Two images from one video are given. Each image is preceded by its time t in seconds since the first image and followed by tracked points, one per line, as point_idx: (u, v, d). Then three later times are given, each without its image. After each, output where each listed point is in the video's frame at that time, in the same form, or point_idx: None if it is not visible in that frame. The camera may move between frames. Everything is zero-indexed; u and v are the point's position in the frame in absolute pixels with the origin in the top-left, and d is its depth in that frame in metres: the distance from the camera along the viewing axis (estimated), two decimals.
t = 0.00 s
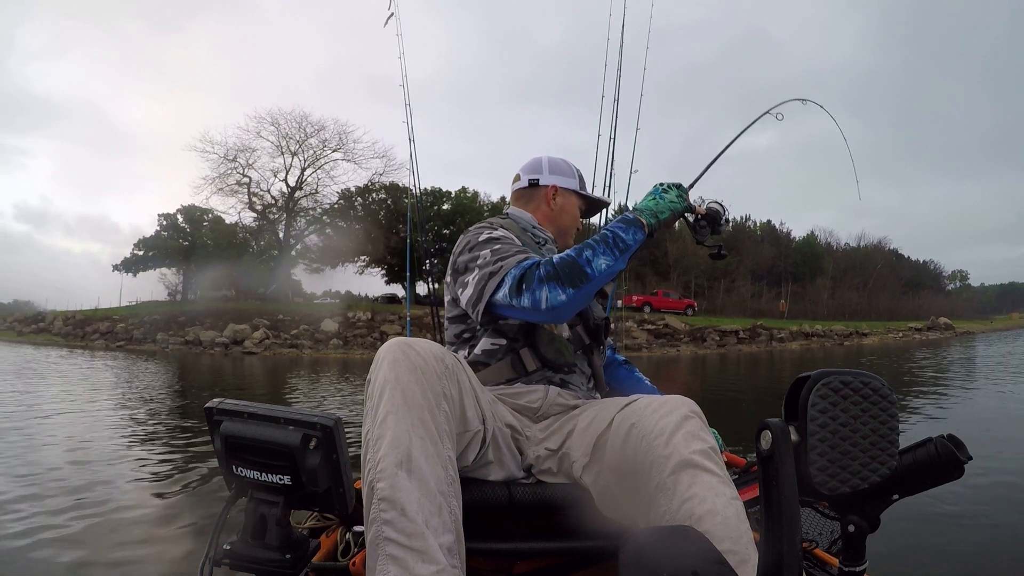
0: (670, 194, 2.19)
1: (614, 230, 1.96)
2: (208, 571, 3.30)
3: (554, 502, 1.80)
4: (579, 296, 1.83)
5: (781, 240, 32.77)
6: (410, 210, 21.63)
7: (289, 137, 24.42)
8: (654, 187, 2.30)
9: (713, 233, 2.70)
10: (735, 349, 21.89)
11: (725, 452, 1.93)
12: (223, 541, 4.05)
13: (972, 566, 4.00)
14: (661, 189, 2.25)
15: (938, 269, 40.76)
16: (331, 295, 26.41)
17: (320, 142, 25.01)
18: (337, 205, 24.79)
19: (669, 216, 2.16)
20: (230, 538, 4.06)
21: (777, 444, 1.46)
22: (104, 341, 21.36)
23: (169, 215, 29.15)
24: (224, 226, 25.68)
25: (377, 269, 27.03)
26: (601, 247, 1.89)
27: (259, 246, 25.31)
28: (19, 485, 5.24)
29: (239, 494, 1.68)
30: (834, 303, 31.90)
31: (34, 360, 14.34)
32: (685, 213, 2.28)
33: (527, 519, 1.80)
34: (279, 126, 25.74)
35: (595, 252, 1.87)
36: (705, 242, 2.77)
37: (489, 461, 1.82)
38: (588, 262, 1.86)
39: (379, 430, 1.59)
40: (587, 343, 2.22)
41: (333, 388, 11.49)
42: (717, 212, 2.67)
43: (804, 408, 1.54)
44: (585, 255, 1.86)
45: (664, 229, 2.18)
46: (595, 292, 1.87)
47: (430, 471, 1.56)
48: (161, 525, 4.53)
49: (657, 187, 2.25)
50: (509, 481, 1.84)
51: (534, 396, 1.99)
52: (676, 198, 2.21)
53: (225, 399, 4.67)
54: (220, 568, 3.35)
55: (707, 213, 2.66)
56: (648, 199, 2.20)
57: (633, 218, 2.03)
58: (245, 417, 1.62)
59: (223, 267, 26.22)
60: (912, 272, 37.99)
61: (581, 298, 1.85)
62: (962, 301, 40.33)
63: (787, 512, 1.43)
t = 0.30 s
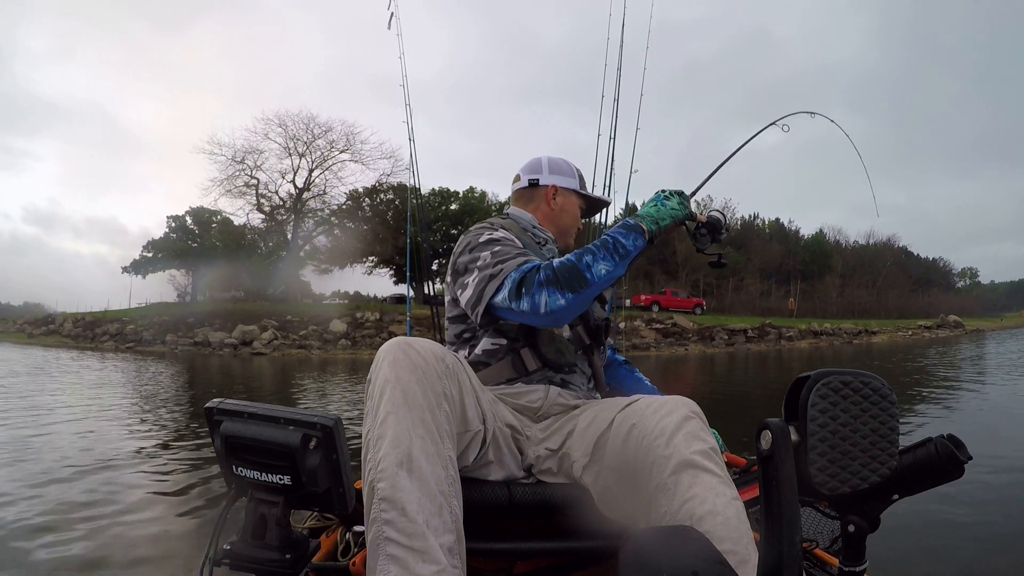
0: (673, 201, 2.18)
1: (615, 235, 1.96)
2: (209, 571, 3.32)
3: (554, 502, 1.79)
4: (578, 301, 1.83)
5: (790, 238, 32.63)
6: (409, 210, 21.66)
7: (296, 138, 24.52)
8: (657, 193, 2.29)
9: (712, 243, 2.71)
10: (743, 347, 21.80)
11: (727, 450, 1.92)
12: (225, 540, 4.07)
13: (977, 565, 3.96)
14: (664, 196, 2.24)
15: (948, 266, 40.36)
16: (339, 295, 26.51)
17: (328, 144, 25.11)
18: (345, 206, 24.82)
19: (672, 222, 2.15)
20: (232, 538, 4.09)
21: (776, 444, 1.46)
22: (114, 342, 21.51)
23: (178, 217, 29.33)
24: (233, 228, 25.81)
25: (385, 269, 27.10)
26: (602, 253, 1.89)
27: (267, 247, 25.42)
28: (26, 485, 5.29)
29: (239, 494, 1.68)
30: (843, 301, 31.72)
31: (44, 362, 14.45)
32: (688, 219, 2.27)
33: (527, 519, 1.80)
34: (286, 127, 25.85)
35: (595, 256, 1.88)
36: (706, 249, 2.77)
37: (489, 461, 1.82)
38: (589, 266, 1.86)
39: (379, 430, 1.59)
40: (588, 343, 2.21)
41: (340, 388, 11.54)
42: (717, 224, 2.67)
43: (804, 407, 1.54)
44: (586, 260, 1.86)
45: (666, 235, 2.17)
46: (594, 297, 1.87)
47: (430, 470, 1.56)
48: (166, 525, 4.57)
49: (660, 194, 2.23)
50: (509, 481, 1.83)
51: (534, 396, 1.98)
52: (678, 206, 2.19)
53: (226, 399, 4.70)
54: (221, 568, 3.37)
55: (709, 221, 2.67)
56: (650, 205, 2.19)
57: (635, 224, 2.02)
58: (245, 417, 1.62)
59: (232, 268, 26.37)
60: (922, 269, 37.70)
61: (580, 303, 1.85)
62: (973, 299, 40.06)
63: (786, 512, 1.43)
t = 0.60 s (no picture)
0: (677, 212, 2.18)
1: (621, 242, 1.96)
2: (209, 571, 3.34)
3: (554, 502, 1.80)
4: (582, 305, 1.83)
5: (798, 235, 32.47)
6: (410, 211, 21.75)
7: (303, 141, 24.62)
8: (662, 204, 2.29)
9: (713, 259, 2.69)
10: (751, 346, 21.72)
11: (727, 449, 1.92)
12: (225, 541, 4.09)
13: (980, 561, 3.95)
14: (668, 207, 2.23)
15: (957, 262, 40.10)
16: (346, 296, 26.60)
17: (334, 146, 25.20)
18: (353, 207, 24.73)
19: (676, 233, 2.15)
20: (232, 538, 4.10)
21: (777, 444, 1.45)
22: (123, 344, 21.65)
23: (186, 220, 29.51)
24: (241, 230, 25.93)
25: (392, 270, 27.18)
26: (607, 258, 1.89)
27: (274, 248, 25.53)
28: (33, 487, 5.33)
29: (240, 493, 1.69)
30: (852, 299, 31.56)
31: (54, 365, 14.58)
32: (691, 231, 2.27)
33: (528, 519, 1.80)
34: (292, 130, 25.98)
35: (601, 262, 1.88)
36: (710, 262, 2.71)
37: (489, 460, 1.81)
38: (594, 272, 1.86)
39: (378, 430, 1.58)
40: (588, 343, 2.21)
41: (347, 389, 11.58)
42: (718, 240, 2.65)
43: (804, 408, 1.53)
44: (591, 264, 1.86)
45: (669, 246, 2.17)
46: (597, 302, 1.87)
47: (429, 470, 1.56)
48: (170, 526, 4.60)
49: (665, 205, 2.23)
50: (509, 480, 1.83)
51: (535, 396, 1.98)
52: (683, 218, 2.19)
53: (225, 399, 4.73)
54: (223, 568, 3.39)
55: (711, 236, 2.64)
56: (655, 215, 2.19)
57: (640, 232, 2.01)
58: (245, 417, 1.62)
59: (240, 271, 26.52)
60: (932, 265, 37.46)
61: (584, 307, 1.85)
62: (982, 296, 39.79)
63: (787, 511, 1.43)
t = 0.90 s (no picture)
0: (689, 227, 2.17)
1: (631, 250, 1.96)
2: (210, 571, 3.37)
3: (554, 502, 1.79)
4: (588, 305, 1.83)
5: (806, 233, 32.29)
6: (409, 213, 21.84)
7: (310, 142, 24.72)
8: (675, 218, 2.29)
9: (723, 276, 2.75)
10: (759, 344, 21.63)
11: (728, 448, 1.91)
12: (224, 541, 4.13)
13: (984, 558, 3.92)
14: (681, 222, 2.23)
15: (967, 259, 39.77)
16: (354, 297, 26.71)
17: (341, 147, 25.28)
18: (360, 208, 24.79)
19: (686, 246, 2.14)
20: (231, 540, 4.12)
21: (777, 443, 1.45)
22: (133, 346, 21.79)
23: (194, 222, 29.71)
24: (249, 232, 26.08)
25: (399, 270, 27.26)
26: (616, 263, 1.90)
27: (282, 250, 25.65)
28: (41, 488, 5.39)
29: (240, 493, 1.70)
30: (861, 296, 31.36)
31: (64, 368, 14.71)
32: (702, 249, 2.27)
33: (528, 519, 1.80)
34: (299, 132, 26.10)
35: (609, 266, 1.89)
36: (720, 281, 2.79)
37: (488, 460, 1.81)
38: (601, 275, 1.87)
39: (376, 430, 1.57)
40: (589, 344, 2.21)
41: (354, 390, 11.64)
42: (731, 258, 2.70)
43: (803, 407, 1.53)
44: (600, 268, 1.88)
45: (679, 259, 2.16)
46: (602, 304, 1.87)
47: (429, 471, 1.55)
48: (174, 526, 4.64)
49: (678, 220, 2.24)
50: (509, 480, 1.83)
51: (535, 396, 1.98)
52: (694, 233, 2.19)
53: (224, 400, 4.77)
54: (223, 568, 3.42)
55: (724, 253, 2.68)
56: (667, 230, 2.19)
57: (651, 242, 2.01)
58: (245, 418, 1.63)
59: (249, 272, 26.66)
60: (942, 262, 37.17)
61: (588, 308, 1.86)
62: (992, 292, 39.46)
63: (787, 511, 1.43)
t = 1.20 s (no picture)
0: (705, 242, 2.13)
1: (642, 261, 1.94)
2: (209, 570, 3.38)
3: (554, 502, 1.80)
4: (592, 315, 1.83)
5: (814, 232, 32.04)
6: (409, 213, 21.95)
7: (317, 143, 24.79)
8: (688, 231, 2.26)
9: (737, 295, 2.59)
10: (767, 344, 21.53)
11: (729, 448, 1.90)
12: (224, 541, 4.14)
13: (980, 555, 3.94)
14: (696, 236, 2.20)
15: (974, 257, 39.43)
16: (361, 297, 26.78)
17: (348, 148, 25.33)
18: (368, 209, 24.77)
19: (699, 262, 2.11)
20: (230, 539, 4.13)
21: (777, 444, 1.44)
22: (142, 345, 21.92)
23: (202, 222, 29.86)
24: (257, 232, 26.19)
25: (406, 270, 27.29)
26: (624, 274, 1.89)
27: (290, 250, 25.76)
28: (47, 488, 5.43)
29: (242, 493, 1.71)
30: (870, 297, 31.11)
31: (73, 367, 14.82)
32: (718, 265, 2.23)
33: (528, 519, 1.80)
34: (307, 132, 26.16)
35: (617, 276, 1.88)
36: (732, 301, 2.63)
37: (488, 460, 1.81)
38: (608, 285, 1.87)
39: (376, 430, 1.56)
40: (590, 344, 2.21)
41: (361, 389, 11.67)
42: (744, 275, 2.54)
43: (804, 408, 1.52)
44: (607, 277, 1.87)
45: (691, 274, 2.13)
46: (607, 315, 1.87)
47: (428, 470, 1.54)
48: (177, 526, 4.66)
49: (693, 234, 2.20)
50: (509, 480, 1.83)
51: (536, 396, 1.99)
52: (710, 249, 2.15)
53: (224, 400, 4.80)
54: (223, 568, 3.44)
55: (736, 272, 2.54)
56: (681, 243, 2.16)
57: (663, 255, 1.98)
58: (245, 418, 1.64)
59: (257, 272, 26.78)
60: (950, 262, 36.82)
61: (593, 317, 1.85)
62: (1001, 293, 39.13)
63: (788, 511, 1.42)
